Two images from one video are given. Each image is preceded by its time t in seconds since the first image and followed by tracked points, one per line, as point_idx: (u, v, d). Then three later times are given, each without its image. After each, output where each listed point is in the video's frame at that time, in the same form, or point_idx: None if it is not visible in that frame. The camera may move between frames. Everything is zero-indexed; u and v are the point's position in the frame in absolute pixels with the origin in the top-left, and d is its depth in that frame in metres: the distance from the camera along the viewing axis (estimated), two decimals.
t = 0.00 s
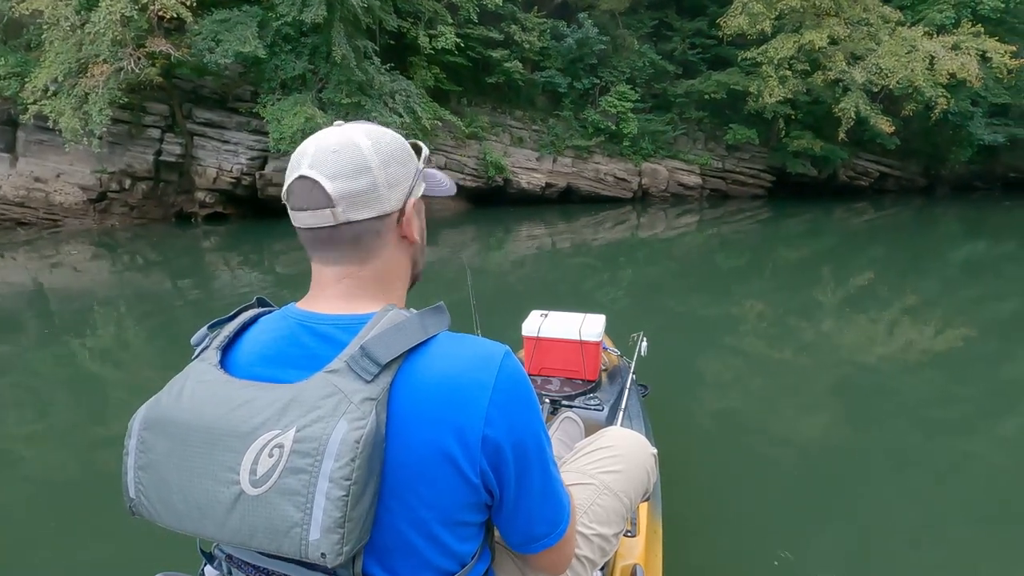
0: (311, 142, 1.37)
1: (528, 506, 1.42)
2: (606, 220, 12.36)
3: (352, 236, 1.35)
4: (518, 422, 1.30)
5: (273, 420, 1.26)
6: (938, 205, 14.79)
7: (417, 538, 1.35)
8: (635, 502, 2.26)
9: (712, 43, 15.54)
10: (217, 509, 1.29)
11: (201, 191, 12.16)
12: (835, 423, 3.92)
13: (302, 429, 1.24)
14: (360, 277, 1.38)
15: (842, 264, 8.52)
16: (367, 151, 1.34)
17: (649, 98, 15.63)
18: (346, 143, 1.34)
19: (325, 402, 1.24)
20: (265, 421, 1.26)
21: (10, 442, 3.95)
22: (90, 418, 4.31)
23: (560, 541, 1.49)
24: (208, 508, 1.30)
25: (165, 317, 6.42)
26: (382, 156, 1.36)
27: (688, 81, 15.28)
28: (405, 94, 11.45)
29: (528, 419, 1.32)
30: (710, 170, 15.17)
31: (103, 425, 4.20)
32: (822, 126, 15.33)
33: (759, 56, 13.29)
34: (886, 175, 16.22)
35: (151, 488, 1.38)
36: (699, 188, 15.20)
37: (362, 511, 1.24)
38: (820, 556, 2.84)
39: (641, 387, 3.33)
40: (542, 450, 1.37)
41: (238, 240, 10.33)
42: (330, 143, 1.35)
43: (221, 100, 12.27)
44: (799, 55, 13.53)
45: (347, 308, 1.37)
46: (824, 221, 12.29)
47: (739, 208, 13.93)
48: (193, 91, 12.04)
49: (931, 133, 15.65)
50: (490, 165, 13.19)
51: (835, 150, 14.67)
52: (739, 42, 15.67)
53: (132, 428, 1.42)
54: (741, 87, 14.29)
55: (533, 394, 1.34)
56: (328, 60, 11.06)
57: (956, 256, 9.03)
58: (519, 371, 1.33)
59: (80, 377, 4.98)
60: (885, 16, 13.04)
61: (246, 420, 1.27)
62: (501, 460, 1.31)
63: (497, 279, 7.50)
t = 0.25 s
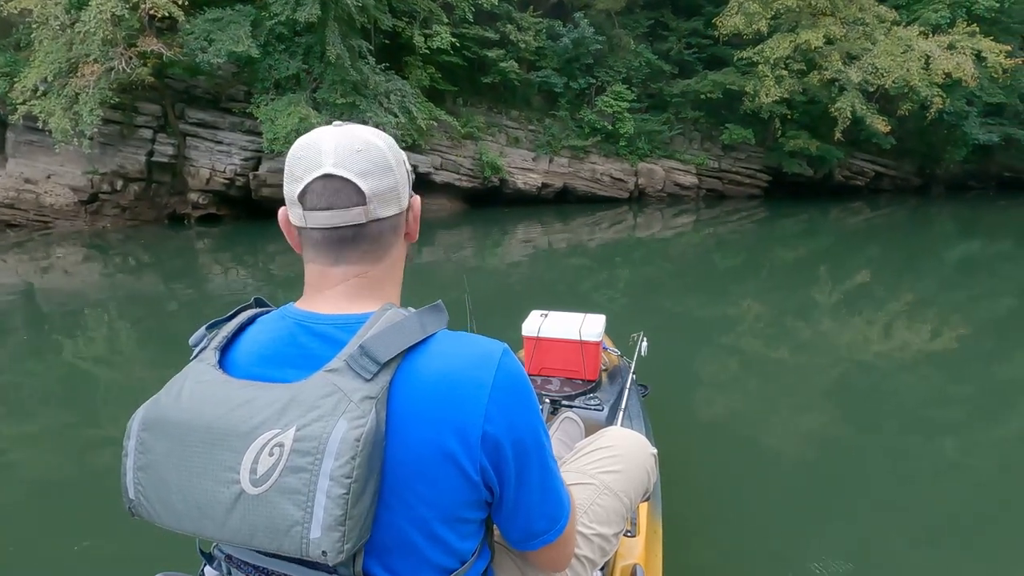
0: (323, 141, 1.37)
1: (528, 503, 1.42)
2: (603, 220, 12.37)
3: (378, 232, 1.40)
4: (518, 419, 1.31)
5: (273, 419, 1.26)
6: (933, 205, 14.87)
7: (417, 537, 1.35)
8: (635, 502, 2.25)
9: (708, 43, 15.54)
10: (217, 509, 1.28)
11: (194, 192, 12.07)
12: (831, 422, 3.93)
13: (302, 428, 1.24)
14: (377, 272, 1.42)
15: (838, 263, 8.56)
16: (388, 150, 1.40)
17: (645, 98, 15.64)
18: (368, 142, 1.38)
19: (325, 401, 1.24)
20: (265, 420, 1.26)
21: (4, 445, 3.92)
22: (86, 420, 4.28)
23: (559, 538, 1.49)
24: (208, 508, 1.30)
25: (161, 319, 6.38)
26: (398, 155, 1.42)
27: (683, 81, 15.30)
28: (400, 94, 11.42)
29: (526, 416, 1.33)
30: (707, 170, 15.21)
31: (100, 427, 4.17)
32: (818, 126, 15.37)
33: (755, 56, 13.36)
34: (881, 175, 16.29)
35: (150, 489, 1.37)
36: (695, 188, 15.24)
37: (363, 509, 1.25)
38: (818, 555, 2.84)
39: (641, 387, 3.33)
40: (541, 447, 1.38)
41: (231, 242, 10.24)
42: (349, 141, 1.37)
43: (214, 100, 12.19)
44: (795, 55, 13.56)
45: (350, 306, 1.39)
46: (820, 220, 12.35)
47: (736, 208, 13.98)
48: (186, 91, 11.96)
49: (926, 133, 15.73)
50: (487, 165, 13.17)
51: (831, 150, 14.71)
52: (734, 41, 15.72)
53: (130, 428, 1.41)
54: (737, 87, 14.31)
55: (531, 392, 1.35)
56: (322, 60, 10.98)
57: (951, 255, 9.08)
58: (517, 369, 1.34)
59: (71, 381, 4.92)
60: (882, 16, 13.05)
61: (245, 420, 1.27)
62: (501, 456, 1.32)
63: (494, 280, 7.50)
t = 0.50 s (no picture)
0: (325, 143, 1.37)
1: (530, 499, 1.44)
2: (599, 220, 12.38)
3: (380, 234, 1.40)
4: (518, 417, 1.33)
5: (273, 417, 1.27)
6: (926, 205, 14.96)
7: (418, 534, 1.36)
8: (635, 502, 2.24)
9: (704, 43, 15.60)
10: (218, 506, 1.30)
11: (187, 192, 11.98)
12: (826, 422, 3.94)
13: (302, 425, 1.25)
14: (377, 272, 1.42)
15: (833, 264, 8.60)
16: (389, 151, 1.40)
17: (641, 98, 15.67)
18: (370, 143, 1.38)
19: (325, 399, 1.26)
20: (265, 418, 1.27)
21: None
22: (82, 421, 4.25)
23: (561, 534, 1.51)
24: (208, 505, 1.31)
25: (156, 319, 6.34)
26: (398, 156, 1.43)
27: (680, 81, 15.33)
28: (396, 93, 11.41)
29: (526, 414, 1.35)
30: (703, 170, 15.25)
31: (97, 429, 4.14)
32: (814, 126, 15.43)
33: (751, 56, 13.40)
34: (876, 175, 16.37)
35: (151, 486, 1.39)
36: (691, 188, 15.26)
37: (362, 507, 1.26)
38: (812, 554, 2.85)
39: (641, 387, 3.32)
40: (541, 444, 1.40)
41: (225, 242, 10.15)
42: (352, 143, 1.37)
43: (207, 99, 12.12)
44: (790, 55, 13.60)
45: (351, 306, 1.39)
46: (816, 221, 12.43)
47: (732, 209, 14.02)
48: (179, 90, 11.89)
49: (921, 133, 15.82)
50: (483, 165, 13.14)
51: (826, 150, 14.78)
52: (730, 42, 15.77)
53: (133, 426, 1.42)
54: (733, 87, 14.38)
55: (531, 389, 1.37)
56: (316, 59, 10.93)
57: (946, 256, 9.14)
58: (517, 367, 1.35)
59: (62, 383, 4.87)
60: (877, 17, 13.25)
61: (246, 417, 1.29)
62: (501, 453, 1.34)
63: (491, 280, 7.49)
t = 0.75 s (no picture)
0: (336, 145, 1.36)
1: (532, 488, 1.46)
2: (595, 220, 12.38)
3: (389, 236, 1.41)
4: (520, 412, 1.34)
5: (275, 414, 1.27)
6: (921, 206, 15.03)
7: (420, 531, 1.37)
8: (635, 502, 2.24)
9: (700, 43, 15.64)
10: (220, 504, 1.29)
11: (180, 191, 11.88)
12: (823, 422, 3.96)
13: (303, 423, 1.25)
14: (383, 274, 1.42)
15: (829, 264, 8.64)
16: (399, 156, 1.41)
17: (638, 98, 15.71)
18: (381, 147, 1.38)
19: (327, 397, 1.26)
20: (267, 415, 1.27)
21: None
22: (76, 422, 4.21)
23: (563, 518, 1.55)
24: (209, 502, 1.31)
25: (150, 319, 6.29)
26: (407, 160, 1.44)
27: (676, 81, 15.35)
28: (391, 92, 11.29)
29: (527, 407, 1.36)
30: (699, 170, 15.27)
31: (92, 430, 4.10)
32: (810, 127, 15.50)
33: (748, 56, 13.44)
34: (872, 176, 16.45)
35: (153, 484, 1.38)
36: (688, 188, 15.27)
37: (362, 505, 1.26)
38: (810, 554, 2.86)
39: (641, 387, 3.31)
40: (543, 436, 1.42)
41: (218, 242, 10.07)
42: (363, 146, 1.36)
43: (200, 97, 12.05)
44: (788, 55, 13.63)
45: (356, 305, 1.39)
46: (812, 221, 12.52)
47: (728, 209, 14.07)
48: (171, 88, 11.81)
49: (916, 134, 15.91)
50: (479, 165, 13.11)
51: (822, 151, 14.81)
52: (727, 42, 15.83)
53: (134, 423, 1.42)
54: (730, 87, 14.41)
55: (533, 384, 1.38)
56: (311, 57, 10.89)
57: (941, 256, 9.19)
58: (518, 361, 1.36)
59: (52, 384, 4.81)
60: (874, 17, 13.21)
61: (247, 414, 1.29)
62: (503, 447, 1.35)
63: (488, 280, 7.48)
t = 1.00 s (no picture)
0: (337, 145, 1.35)
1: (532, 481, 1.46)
2: (592, 220, 12.39)
3: (389, 239, 1.40)
4: (520, 408, 1.34)
5: (276, 413, 1.25)
6: (916, 205, 15.11)
7: (424, 528, 1.36)
8: (635, 503, 2.23)
9: (697, 43, 15.67)
10: (222, 503, 1.27)
11: (173, 192, 11.78)
12: (820, 421, 3.97)
13: (306, 421, 1.23)
14: (383, 275, 1.41)
15: (825, 264, 8.67)
16: (399, 157, 1.39)
17: (634, 97, 15.73)
18: (382, 148, 1.36)
19: (328, 395, 1.24)
20: (269, 414, 1.26)
21: None
22: (71, 425, 4.17)
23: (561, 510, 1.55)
24: (212, 501, 1.29)
25: (144, 322, 6.24)
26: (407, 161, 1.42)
27: (673, 81, 15.36)
28: (387, 92, 11.22)
29: (527, 403, 1.36)
30: (696, 170, 15.30)
31: (88, 433, 4.07)
32: (806, 127, 15.56)
33: (745, 56, 13.47)
34: (868, 175, 16.54)
35: (153, 485, 1.36)
36: (685, 188, 15.31)
37: (366, 502, 1.24)
38: (809, 553, 2.87)
39: (641, 387, 3.30)
40: (542, 429, 1.41)
41: (212, 244, 10.00)
42: (364, 148, 1.35)
43: (193, 97, 11.97)
44: (784, 55, 13.68)
45: (358, 304, 1.37)
46: (809, 220, 12.56)
47: (725, 209, 14.10)
48: (164, 87, 11.72)
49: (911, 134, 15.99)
50: (475, 165, 13.08)
51: (818, 150, 14.87)
52: (723, 41, 15.85)
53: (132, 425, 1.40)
54: (727, 87, 14.43)
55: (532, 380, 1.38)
56: (305, 56, 10.83)
57: (936, 256, 9.24)
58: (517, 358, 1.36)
59: (43, 388, 4.76)
60: (870, 16, 13.20)
61: (249, 413, 1.27)
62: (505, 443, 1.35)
63: (485, 280, 7.47)
